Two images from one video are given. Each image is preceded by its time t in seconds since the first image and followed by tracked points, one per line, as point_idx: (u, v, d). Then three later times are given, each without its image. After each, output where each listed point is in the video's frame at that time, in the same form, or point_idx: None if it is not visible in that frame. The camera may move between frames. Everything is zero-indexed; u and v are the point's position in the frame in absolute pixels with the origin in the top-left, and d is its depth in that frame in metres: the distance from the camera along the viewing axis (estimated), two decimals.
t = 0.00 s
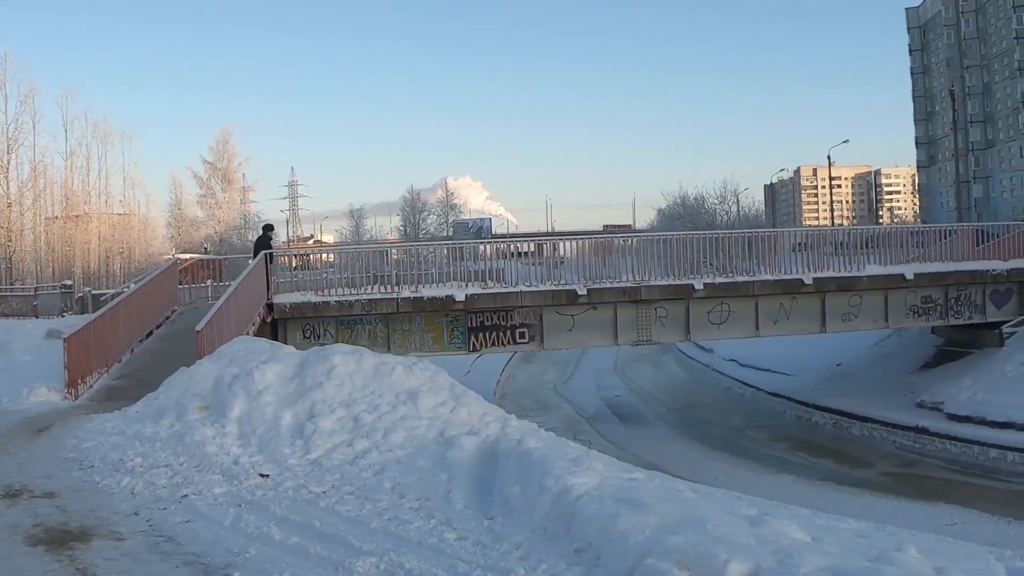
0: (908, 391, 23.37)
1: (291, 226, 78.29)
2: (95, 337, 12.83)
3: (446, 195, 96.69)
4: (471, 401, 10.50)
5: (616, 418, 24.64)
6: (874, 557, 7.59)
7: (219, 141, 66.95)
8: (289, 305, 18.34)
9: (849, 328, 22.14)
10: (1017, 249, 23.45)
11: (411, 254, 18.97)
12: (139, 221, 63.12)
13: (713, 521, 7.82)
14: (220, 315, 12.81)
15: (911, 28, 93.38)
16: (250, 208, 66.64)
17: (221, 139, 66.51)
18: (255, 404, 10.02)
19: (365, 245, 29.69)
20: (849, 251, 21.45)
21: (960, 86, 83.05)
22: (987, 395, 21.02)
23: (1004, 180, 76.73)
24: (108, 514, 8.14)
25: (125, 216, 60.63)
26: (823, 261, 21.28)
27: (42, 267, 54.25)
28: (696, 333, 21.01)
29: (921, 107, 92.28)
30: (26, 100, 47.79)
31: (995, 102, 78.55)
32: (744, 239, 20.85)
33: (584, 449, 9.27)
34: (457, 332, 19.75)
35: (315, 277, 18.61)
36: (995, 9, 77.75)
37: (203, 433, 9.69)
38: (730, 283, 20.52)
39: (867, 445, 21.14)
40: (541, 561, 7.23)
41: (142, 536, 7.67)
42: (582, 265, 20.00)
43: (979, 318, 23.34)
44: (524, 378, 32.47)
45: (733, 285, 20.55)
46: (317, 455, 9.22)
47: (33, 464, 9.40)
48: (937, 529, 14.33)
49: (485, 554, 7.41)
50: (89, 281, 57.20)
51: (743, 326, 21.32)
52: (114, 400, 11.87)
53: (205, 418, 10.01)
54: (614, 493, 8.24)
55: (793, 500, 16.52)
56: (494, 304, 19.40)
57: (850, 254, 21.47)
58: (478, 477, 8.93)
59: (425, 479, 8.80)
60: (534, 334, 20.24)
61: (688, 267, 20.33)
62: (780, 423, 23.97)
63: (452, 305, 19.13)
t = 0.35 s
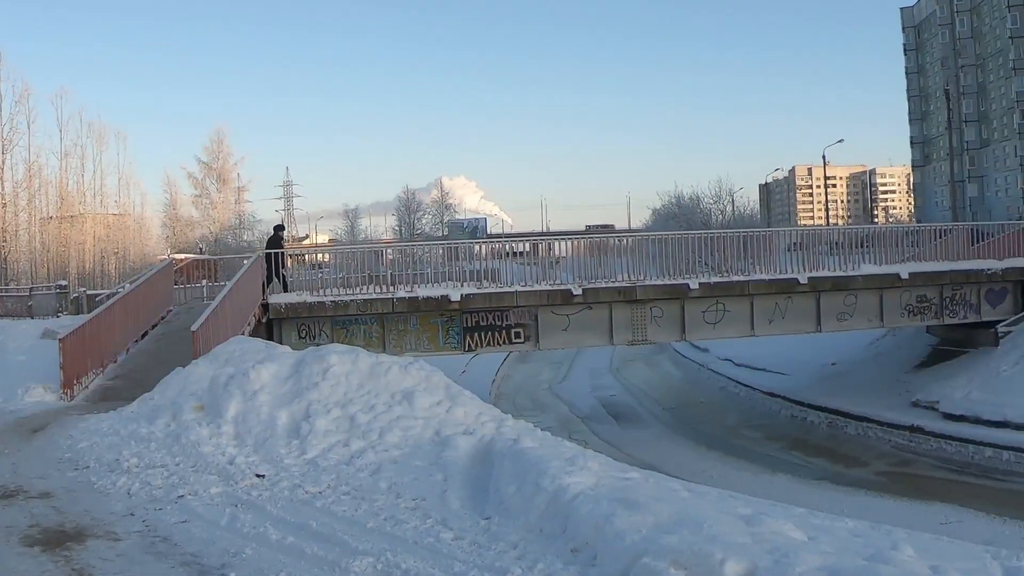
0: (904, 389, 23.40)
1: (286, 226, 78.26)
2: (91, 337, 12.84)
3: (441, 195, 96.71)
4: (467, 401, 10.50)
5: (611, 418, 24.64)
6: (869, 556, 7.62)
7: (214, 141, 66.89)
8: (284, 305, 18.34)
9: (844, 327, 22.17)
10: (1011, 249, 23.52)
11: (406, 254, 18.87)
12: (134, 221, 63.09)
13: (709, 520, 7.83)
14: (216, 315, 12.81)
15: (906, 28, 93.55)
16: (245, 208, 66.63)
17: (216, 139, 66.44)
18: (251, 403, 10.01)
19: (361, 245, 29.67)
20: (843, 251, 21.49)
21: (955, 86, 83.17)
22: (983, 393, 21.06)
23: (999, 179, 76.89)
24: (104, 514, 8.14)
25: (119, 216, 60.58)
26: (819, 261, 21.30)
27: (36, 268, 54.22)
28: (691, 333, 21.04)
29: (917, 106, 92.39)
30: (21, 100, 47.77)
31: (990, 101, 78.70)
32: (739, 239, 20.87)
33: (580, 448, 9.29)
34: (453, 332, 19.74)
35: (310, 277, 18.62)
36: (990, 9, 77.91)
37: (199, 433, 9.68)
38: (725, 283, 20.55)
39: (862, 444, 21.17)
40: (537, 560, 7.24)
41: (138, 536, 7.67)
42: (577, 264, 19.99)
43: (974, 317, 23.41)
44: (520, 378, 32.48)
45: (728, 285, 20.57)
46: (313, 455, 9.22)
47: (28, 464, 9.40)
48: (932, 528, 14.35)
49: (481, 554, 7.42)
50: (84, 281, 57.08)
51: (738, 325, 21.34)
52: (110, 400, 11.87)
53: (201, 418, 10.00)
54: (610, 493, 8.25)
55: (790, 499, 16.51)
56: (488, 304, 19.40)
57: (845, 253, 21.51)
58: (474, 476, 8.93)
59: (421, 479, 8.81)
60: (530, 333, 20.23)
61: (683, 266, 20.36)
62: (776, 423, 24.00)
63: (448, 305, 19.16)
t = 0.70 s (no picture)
0: (905, 389, 23.39)
1: (286, 226, 78.27)
2: (91, 336, 12.83)
3: (440, 195, 96.73)
4: (466, 401, 10.50)
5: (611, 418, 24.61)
6: (867, 556, 7.63)
7: (213, 141, 66.86)
8: (284, 305, 18.34)
9: (843, 327, 22.15)
10: (1010, 248, 23.55)
11: (405, 254, 18.88)
12: (134, 221, 63.05)
13: (707, 521, 7.84)
14: (215, 314, 12.81)
15: (905, 28, 93.53)
16: (244, 208, 66.62)
17: (216, 139, 66.41)
18: (250, 403, 10.00)
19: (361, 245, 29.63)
20: (843, 250, 21.48)
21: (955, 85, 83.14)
22: (983, 393, 21.05)
23: (998, 179, 76.90)
24: (103, 514, 8.14)
25: (119, 216, 60.58)
26: (818, 260, 21.28)
27: (35, 268, 54.19)
28: (690, 333, 21.02)
29: (916, 106, 92.30)
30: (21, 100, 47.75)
31: (990, 101, 78.68)
32: (739, 239, 20.86)
33: (579, 448, 9.28)
34: (452, 332, 19.75)
35: (309, 277, 18.65)
36: (990, 8, 77.89)
37: (198, 433, 9.67)
38: (724, 283, 20.53)
39: (861, 444, 21.14)
40: (535, 560, 7.24)
41: (136, 536, 7.67)
42: (576, 264, 19.98)
43: (973, 316, 23.39)
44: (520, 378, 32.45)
45: (727, 285, 20.55)
46: (312, 454, 9.22)
47: (28, 464, 9.40)
48: (932, 527, 14.31)
49: (479, 553, 7.42)
50: (84, 282, 57.07)
51: (737, 325, 21.32)
52: (109, 399, 11.87)
53: (200, 418, 10.00)
54: (609, 492, 8.26)
55: (789, 499, 16.46)
56: (488, 304, 19.38)
57: (845, 253, 21.49)
58: (473, 476, 8.93)
59: (420, 479, 8.80)
60: (529, 333, 20.22)
61: (682, 266, 20.35)
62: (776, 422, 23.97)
63: (448, 305, 19.13)
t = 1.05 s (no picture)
0: (901, 387, 23.39)
1: (281, 227, 78.22)
2: (85, 337, 12.81)
3: (435, 195, 96.71)
4: (460, 401, 10.49)
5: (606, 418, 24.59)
6: (860, 555, 7.65)
7: (208, 142, 66.80)
8: (278, 305, 18.31)
9: (838, 326, 22.15)
10: (1005, 247, 23.48)
11: (400, 253, 18.95)
12: (128, 222, 63.00)
13: (700, 520, 7.86)
14: (210, 314, 12.81)
15: (900, 28, 93.54)
16: (239, 209, 66.56)
17: (210, 139, 66.36)
18: (244, 404, 9.99)
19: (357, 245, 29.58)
20: (839, 250, 21.49)
21: (949, 85, 83.15)
22: (979, 392, 21.06)
23: (993, 178, 76.99)
24: (96, 515, 8.14)
25: (114, 217, 60.54)
26: (813, 260, 21.32)
27: (30, 269, 54.18)
28: (685, 333, 21.00)
29: (911, 105, 92.28)
30: (14, 101, 47.77)
31: (984, 101, 78.75)
32: (734, 238, 20.86)
33: (573, 447, 9.28)
34: (447, 332, 19.65)
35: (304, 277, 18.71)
36: (984, 8, 77.96)
37: (192, 433, 9.66)
38: (719, 283, 20.55)
39: (857, 443, 21.13)
40: (528, 560, 7.23)
41: (130, 536, 7.67)
42: (571, 264, 20.03)
43: (968, 316, 23.36)
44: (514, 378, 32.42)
45: (721, 284, 20.56)
46: (306, 455, 9.21)
47: (21, 466, 9.38)
48: (928, 526, 14.28)
49: (473, 553, 7.42)
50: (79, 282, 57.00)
51: (732, 325, 21.32)
52: (104, 401, 11.85)
53: (194, 418, 9.98)
54: (603, 492, 8.26)
55: (784, 499, 16.42)
56: (483, 304, 19.33)
57: (840, 252, 21.51)
58: (467, 476, 8.92)
59: (414, 479, 8.80)
60: (524, 333, 20.21)
61: (677, 266, 20.35)
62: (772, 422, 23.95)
63: (442, 305, 19.06)
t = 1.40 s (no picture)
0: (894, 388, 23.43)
1: (272, 229, 78.28)
2: (77, 340, 12.80)
3: (426, 198, 96.79)
4: (451, 403, 10.50)
5: (597, 421, 24.57)
6: (850, 556, 7.68)
7: (199, 144, 66.81)
8: (270, 308, 18.35)
9: (829, 328, 22.14)
10: (996, 249, 23.49)
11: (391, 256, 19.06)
12: (120, 224, 62.98)
13: (691, 523, 7.89)
14: (201, 315, 12.81)
15: (891, 29, 93.61)
16: (230, 211, 66.57)
17: (201, 142, 66.36)
18: (235, 407, 9.98)
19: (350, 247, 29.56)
20: (830, 252, 21.57)
21: (940, 87, 83.31)
22: (970, 394, 21.10)
23: (983, 180, 77.20)
24: (88, 518, 8.13)
25: (105, 220, 60.57)
26: (804, 262, 21.41)
27: (20, 272, 54.18)
28: (676, 335, 21.00)
29: (902, 108, 92.33)
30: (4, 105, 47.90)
31: (975, 103, 78.96)
32: (724, 241, 20.92)
33: (564, 450, 9.29)
34: (438, 335, 19.62)
35: (296, 280, 18.71)
36: (974, 10, 78.18)
37: (183, 436, 9.64)
38: (710, 285, 20.57)
39: (848, 445, 21.12)
40: (519, 562, 7.24)
41: (121, 540, 7.67)
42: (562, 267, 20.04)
43: (959, 318, 23.37)
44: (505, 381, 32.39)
45: (712, 287, 20.56)
46: (297, 458, 9.22)
47: (12, 469, 9.36)
48: (919, 528, 14.27)
49: (464, 556, 7.43)
50: (70, 285, 56.84)
51: (723, 327, 21.31)
52: (95, 404, 11.85)
53: (185, 421, 9.97)
54: (593, 495, 8.27)
55: (775, 501, 16.39)
56: (474, 306, 19.32)
57: (831, 255, 21.59)
58: (458, 478, 8.92)
59: (404, 482, 8.80)
60: (515, 336, 20.08)
61: (668, 269, 20.38)
62: (763, 424, 23.96)
63: (433, 308, 19.09)
